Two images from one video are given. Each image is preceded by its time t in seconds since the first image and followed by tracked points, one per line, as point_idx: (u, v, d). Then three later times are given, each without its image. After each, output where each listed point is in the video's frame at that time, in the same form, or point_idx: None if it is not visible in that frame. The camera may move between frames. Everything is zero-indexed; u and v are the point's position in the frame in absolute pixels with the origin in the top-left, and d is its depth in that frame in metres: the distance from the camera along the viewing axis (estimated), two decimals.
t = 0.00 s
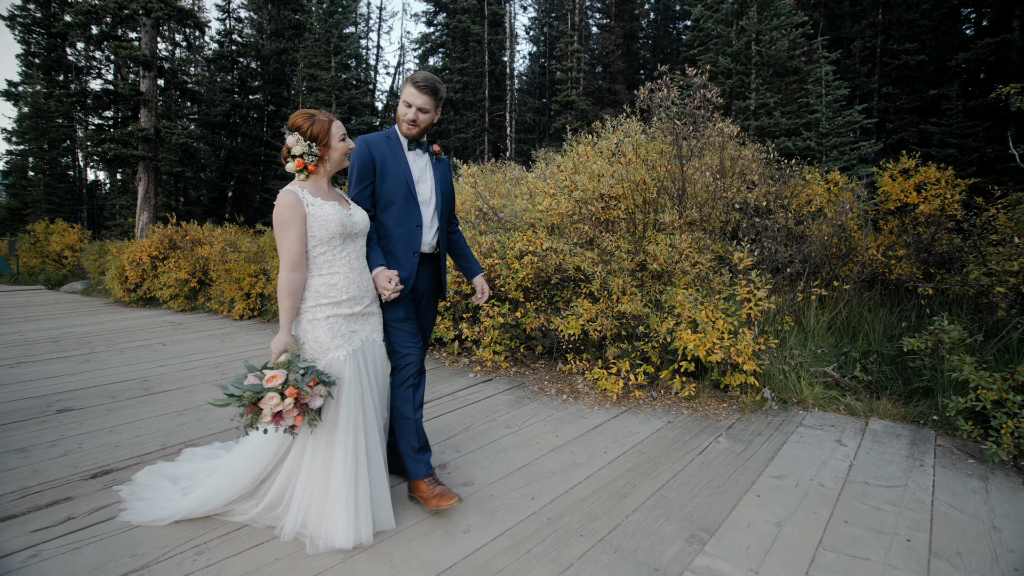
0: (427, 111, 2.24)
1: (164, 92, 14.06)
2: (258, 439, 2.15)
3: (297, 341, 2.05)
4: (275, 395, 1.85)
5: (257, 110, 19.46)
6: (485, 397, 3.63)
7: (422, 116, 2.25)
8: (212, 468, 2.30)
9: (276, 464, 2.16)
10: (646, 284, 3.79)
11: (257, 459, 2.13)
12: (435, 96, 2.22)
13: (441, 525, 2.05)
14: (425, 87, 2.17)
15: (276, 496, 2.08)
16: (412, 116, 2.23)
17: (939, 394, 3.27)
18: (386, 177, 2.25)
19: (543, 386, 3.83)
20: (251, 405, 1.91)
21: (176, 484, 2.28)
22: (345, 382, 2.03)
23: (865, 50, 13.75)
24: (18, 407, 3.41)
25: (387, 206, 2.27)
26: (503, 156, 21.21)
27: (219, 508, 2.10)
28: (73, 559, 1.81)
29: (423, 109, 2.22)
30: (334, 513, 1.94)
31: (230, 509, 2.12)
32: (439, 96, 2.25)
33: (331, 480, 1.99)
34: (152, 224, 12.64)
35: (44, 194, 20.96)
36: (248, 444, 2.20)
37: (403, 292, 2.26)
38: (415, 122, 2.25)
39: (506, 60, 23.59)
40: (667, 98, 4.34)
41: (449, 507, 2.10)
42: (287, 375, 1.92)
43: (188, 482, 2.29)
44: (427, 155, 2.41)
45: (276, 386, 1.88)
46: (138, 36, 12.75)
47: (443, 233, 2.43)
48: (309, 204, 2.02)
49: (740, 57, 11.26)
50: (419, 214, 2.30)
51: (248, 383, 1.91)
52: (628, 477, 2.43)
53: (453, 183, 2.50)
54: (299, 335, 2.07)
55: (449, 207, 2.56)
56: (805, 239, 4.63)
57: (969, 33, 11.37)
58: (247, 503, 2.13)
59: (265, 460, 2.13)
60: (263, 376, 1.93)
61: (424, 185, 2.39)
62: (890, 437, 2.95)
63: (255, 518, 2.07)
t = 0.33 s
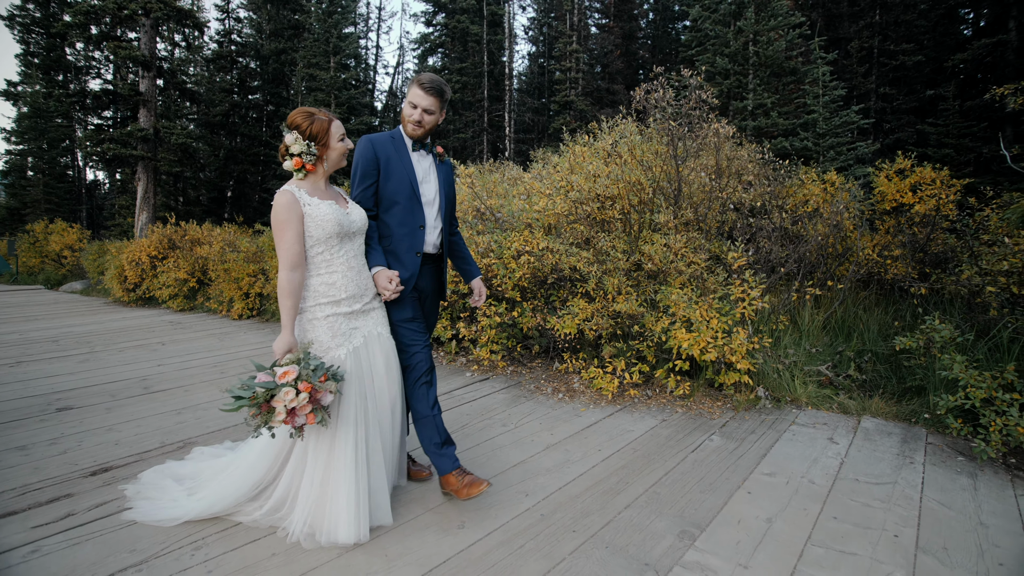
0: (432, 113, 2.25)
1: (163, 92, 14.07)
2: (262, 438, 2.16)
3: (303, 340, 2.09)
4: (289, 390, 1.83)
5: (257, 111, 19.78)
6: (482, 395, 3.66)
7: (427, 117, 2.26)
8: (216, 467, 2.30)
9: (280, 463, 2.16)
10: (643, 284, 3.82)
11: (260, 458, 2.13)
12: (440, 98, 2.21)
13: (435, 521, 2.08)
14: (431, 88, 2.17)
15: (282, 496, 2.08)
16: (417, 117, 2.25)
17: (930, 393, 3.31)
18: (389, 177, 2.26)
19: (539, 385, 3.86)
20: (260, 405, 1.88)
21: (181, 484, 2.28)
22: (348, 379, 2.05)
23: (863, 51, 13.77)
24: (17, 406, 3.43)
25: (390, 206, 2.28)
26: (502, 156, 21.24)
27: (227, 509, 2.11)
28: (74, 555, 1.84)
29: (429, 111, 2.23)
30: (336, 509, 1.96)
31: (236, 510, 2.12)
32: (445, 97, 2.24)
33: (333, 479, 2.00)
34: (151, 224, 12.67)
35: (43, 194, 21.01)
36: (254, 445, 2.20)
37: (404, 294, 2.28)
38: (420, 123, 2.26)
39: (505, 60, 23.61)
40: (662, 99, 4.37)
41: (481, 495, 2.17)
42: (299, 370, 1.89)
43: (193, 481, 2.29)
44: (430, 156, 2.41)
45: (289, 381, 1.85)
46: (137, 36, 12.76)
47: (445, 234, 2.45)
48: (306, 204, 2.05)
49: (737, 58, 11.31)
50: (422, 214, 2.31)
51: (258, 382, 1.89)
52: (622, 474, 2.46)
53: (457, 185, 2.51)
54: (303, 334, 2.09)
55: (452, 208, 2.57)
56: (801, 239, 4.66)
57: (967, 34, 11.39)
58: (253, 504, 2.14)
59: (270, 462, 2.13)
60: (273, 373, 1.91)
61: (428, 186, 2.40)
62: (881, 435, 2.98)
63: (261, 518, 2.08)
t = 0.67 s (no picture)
0: (438, 113, 2.28)
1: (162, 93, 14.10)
2: (264, 439, 2.18)
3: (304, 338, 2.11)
4: (295, 382, 1.85)
5: (256, 111, 19.75)
6: (479, 394, 3.69)
7: (433, 117, 2.29)
8: (219, 468, 2.31)
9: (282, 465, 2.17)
10: (638, 284, 3.85)
11: (263, 460, 2.15)
12: (446, 98, 2.24)
13: (429, 517, 2.11)
14: (437, 88, 2.20)
15: (283, 497, 2.09)
16: (423, 117, 2.27)
17: (921, 392, 3.33)
18: (394, 178, 2.27)
19: (535, 384, 3.89)
20: (263, 401, 1.88)
21: (186, 484, 2.28)
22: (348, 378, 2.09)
23: (860, 51, 13.76)
24: (17, 404, 3.46)
25: (394, 207, 2.29)
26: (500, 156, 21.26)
27: (231, 510, 2.10)
28: (73, 550, 1.87)
29: (435, 111, 2.26)
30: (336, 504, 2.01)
31: (238, 512, 2.12)
32: (451, 97, 2.28)
33: (332, 475, 2.04)
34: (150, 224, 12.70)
35: (43, 194, 21.05)
36: (259, 446, 2.21)
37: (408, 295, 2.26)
38: (426, 123, 2.29)
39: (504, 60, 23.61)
40: (658, 100, 4.39)
41: (496, 487, 2.18)
42: (303, 363, 1.91)
43: (197, 482, 2.29)
44: (434, 157, 2.43)
45: (293, 372, 1.87)
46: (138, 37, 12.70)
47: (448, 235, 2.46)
48: (301, 205, 2.07)
49: (735, 58, 11.34)
50: (426, 215, 2.32)
51: (262, 377, 1.90)
52: (614, 472, 2.49)
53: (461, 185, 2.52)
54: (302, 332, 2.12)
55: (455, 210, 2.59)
56: (796, 239, 4.69)
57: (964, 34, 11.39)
58: (255, 506, 2.14)
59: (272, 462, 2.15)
60: (277, 367, 1.93)
61: (433, 187, 2.41)
62: (873, 433, 3.01)
63: (262, 520, 2.07)
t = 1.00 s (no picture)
0: (443, 113, 2.32)
1: (161, 92, 14.15)
2: (264, 437, 2.21)
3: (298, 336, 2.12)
4: (289, 378, 1.87)
5: (255, 111, 19.89)
6: (475, 393, 3.72)
7: (438, 117, 2.32)
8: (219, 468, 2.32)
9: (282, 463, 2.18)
10: (632, 284, 3.89)
11: (266, 459, 2.17)
12: (450, 98, 2.28)
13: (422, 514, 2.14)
14: (441, 88, 2.24)
15: (279, 498, 2.07)
16: (428, 118, 2.30)
17: (912, 390, 3.37)
18: (401, 180, 2.30)
19: (531, 382, 3.92)
20: (258, 398, 1.89)
21: (188, 483, 2.29)
22: (344, 378, 2.09)
23: (858, 51, 13.73)
24: (17, 402, 3.49)
25: (400, 209, 2.32)
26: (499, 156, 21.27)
27: (233, 510, 2.10)
28: (70, 545, 1.89)
29: (439, 111, 2.29)
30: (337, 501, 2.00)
31: (238, 512, 2.11)
32: (455, 97, 2.32)
33: (330, 473, 2.04)
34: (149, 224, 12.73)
35: (42, 194, 21.08)
36: (262, 445, 2.22)
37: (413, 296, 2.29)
38: (431, 123, 2.32)
39: (503, 60, 23.62)
40: (652, 101, 4.42)
41: (501, 487, 2.23)
42: (298, 361, 1.94)
43: (199, 481, 2.30)
44: (439, 157, 2.49)
45: (288, 370, 1.90)
46: (137, 37, 12.69)
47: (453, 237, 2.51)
48: (297, 204, 2.08)
49: (732, 58, 11.38)
50: (432, 216, 2.37)
51: (257, 374, 1.92)
52: (606, 468, 2.52)
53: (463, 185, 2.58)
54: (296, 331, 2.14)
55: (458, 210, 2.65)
56: (791, 238, 4.72)
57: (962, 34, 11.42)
58: (256, 506, 2.14)
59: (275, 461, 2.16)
60: (271, 365, 1.95)
61: (439, 188, 2.46)
62: (864, 431, 3.03)
63: (258, 520, 2.06)
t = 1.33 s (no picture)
0: (447, 110, 2.33)
1: (161, 92, 14.17)
2: (258, 434, 2.19)
3: (292, 335, 2.12)
4: (276, 379, 1.89)
5: (254, 111, 19.92)
6: (471, 391, 3.76)
7: (443, 115, 2.34)
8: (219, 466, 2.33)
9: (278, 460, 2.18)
10: (626, 283, 3.91)
11: (261, 456, 2.16)
12: (454, 95, 2.30)
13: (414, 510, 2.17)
14: (444, 86, 2.25)
15: (274, 497, 2.09)
16: (433, 116, 2.33)
17: (903, 388, 3.40)
18: (409, 182, 2.32)
19: (526, 381, 3.95)
20: (249, 395, 1.92)
21: (187, 480, 2.30)
22: (335, 378, 2.07)
23: (855, 51, 13.75)
24: (16, 401, 3.52)
25: (409, 211, 2.34)
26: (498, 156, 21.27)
27: (230, 506, 2.12)
28: (67, 540, 1.92)
29: (443, 109, 2.31)
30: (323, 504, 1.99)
31: (236, 509, 2.13)
32: (458, 95, 2.33)
33: (319, 473, 2.04)
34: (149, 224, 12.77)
35: (42, 194, 21.10)
36: (257, 442, 2.22)
37: (423, 296, 2.31)
38: (437, 121, 2.34)
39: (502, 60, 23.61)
40: (647, 101, 4.45)
41: (503, 489, 2.28)
42: (285, 362, 1.96)
43: (199, 477, 2.31)
44: (445, 156, 2.50)
45: (275, 371, 1.91)
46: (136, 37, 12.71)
47: (460, 236, 2.53)
48: (294, 204, 2.09)
49: (730, 58, 11.40)
50: (441, 217, 2.39)
51: (246, 374, 1.94)
52: (598, 465, 2.55)
53: (470, 183, 2.60)
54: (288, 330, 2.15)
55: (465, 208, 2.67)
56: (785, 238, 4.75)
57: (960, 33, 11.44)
58: (254, 502, 2.16)
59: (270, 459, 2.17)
60: (260, 364, 1.98)
61: (447, 187, 2.48)
62: (855, 429, 3.06)
63: (254, 517, 2.09)
